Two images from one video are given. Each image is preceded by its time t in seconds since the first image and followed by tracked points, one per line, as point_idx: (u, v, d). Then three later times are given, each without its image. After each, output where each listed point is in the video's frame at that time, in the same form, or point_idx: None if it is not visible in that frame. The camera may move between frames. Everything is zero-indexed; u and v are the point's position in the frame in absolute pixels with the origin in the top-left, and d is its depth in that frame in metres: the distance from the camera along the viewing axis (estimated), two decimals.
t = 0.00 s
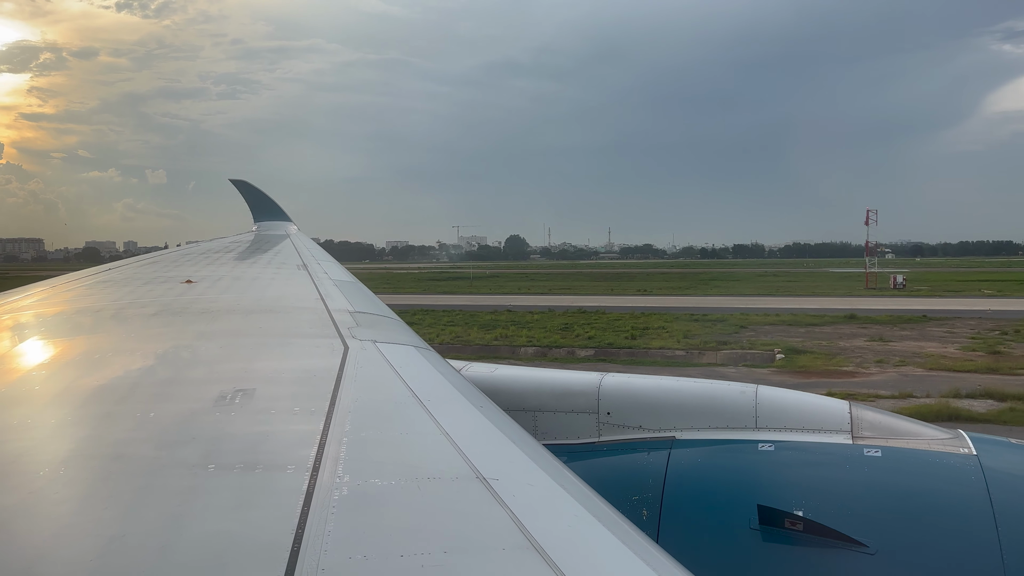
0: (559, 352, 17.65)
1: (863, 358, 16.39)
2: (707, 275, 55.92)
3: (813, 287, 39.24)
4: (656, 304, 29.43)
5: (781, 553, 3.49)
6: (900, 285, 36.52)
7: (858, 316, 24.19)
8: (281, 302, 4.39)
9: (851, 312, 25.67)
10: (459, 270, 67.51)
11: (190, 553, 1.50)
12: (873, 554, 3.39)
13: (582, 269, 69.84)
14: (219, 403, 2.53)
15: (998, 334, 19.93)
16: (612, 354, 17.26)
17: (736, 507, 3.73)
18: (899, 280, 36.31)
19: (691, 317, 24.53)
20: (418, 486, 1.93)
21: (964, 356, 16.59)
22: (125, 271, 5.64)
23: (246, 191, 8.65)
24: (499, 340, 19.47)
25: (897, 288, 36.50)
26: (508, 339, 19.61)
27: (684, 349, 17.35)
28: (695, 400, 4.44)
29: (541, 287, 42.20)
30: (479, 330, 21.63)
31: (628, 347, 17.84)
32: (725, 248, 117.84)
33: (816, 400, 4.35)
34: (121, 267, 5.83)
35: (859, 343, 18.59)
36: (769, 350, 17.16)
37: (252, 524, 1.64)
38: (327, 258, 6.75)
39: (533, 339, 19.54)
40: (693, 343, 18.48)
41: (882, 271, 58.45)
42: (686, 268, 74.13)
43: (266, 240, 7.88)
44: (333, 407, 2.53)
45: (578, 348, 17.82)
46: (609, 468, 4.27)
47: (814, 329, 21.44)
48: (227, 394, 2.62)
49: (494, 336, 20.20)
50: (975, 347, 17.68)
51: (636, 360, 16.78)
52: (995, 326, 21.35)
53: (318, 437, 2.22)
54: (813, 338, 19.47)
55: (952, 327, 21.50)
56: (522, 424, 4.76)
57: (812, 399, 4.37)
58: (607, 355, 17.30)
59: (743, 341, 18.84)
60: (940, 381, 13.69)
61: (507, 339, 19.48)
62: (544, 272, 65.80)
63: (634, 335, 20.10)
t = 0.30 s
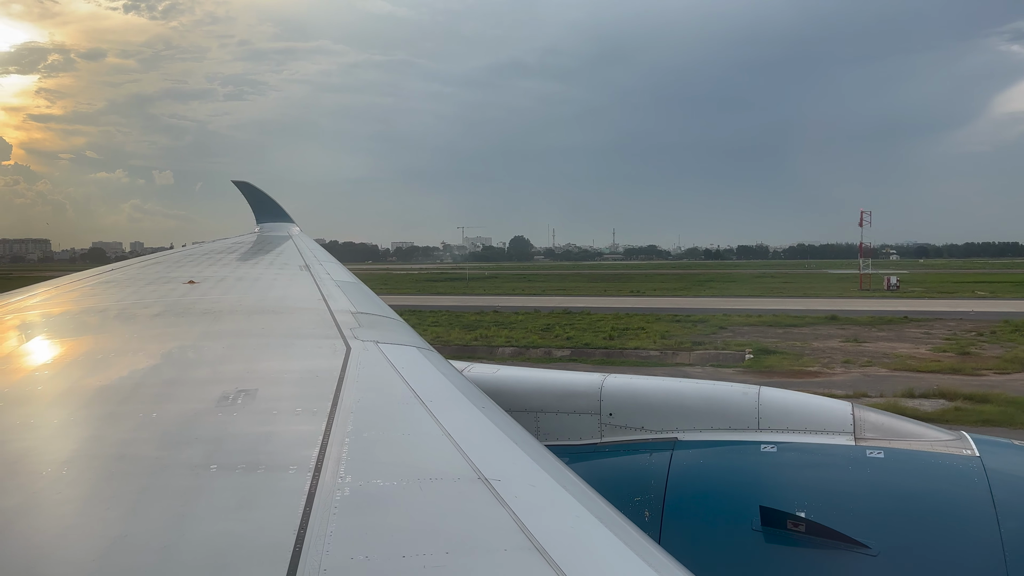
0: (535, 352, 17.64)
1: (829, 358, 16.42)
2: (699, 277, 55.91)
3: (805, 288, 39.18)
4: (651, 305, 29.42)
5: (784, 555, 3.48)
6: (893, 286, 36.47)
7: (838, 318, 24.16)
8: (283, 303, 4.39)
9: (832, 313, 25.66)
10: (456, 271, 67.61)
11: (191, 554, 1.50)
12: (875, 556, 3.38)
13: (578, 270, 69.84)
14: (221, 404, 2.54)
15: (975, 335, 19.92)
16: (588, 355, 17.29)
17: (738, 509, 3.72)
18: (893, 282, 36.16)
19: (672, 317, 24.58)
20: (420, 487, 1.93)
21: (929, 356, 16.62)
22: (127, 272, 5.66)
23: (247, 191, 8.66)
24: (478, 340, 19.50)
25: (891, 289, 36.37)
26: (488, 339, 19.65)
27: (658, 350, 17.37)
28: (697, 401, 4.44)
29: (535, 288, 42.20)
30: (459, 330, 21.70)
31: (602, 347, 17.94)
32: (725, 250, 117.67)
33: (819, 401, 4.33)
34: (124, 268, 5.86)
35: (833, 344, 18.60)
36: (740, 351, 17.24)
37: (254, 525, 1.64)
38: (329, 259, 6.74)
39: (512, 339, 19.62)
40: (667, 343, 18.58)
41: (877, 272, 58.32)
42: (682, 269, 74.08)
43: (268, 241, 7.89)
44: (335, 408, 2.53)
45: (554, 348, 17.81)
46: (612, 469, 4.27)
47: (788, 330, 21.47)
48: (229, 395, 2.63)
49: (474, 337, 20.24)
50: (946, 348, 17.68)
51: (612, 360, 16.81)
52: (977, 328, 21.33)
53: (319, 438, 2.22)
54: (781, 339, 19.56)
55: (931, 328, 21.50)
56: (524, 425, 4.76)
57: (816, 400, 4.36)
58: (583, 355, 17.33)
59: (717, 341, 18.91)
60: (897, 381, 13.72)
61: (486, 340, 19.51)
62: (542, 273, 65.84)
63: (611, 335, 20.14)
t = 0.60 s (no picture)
0: (512, 352, 17.67)
1: (796, 358, 16.45)
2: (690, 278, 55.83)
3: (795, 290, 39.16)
4: (644, 306, 29.43)
5: (787, 557, 3.46)
6: (887, 289, 36.32)
7: (820, 319, 24.17)
8: (286, 304, 4.40)
9: (813, 314, 25.69)
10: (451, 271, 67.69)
11: (193, 556, 1.50)
12: (878, 558, 3.36)
13: (573, 271, 69.86)
14: (224, 404, 2.54)
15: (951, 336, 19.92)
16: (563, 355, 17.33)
17: (741, 511, 3.71)
18: (885, 284, 35.95)
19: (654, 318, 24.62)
20: (421, 488, 1.92)
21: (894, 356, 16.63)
22: (130, 273, 5.67)
23: (249, 192, 8.69)
24: (456, 340, 19.53)
25: (882, 291, 36.25)
26: (468, 339, 19.70)
27: (632, 351, 17.41)
28: (699, 403, 4.43)
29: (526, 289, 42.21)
30: (439, 330, 21.80)
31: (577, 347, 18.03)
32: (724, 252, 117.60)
33: (821, 403, 4.32)
34: (127, 268, 5.89)
35: (807, 345, 18.50)
36: (709, 351, 17.32)
37: (256, 526, 1.65)
38: (331, 260, 6.74)
39: (491, 339, 19.71)
40: (642, 343, 18.72)
41: (869, 274, 58.17)
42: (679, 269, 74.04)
43: (270, 241, 7.88)
44: (336, 409, 2.53)
45: (531, 349, 17.84)
46: (614, 471, 4.26)
47: (764, 330, 21.49)
48: (232, 396, 2.63)
49: (454, 337, 20.30)
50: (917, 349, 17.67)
51: (587, 360, 16.84)
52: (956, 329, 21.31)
53: (321, 439, 2.22)
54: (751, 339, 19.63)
55: (908, 328, 21.49)
56: (526, 426, 4.76)
57: (818, 402, 4.35)
58: (559, 355, 17.36)
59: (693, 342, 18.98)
60: (856, 380, 13.73)
61: (465, 340, 19.57)
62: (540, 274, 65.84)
63: (589, 336, 20.18)
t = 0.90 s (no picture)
0: (489, 352, 17.78)
1: (764, 358, 16.63)
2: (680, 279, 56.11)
3: (786, 291, 39.29)
4: (638, 307, 29.56)
5: (789, 559, 3.45)
6: (879, 289, 36.30)
7: (801, 320, 24.27)
8: (288, 305, 4.40)
9: (793, 315, 25.82)
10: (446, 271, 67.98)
11: (193, 558, 1.50)
12: (881, 560, 3.35)
13: (567, 273, 70.19)
14: (226, 405, 2.55)
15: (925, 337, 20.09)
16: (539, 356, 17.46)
17: (743, 512, 3.70)
18: (877, 286, 36.03)
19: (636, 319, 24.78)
20: (424, 489, 1.93)
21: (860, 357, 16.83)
22: (133, 273, 5.69)
23: (252, 194, 8.71)
24: (436, 340, 19.65)
25: (874, 292, 36.34)
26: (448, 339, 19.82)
27: (607, 351, 17.56)
28: (702, 404, 4.42)
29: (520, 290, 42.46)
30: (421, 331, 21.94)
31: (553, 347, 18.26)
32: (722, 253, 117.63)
33: (823, 404, 4.31)
34: (130, 269, 5.91)
35: (782, 347, 18.46)
36: (678, 351, 17.55)
37: (258, 527, 1.65)
38: (334, 261, 6.75)
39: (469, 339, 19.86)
40: (617, 343, 19.02)
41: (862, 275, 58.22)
42: (674, 270, 74.23)
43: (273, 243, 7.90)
44: (339, 410, 2.53)
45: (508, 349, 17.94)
46: (616, 472, 4.26)
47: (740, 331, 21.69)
48: (234, 397, 2.64)
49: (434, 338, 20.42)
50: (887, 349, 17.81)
51: (562, 360, 16.98)
52: (934, 330, 21.46)
53: (324, 441, 2.23)
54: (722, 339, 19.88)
55: (884, 330, 21.66)
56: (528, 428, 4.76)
57: (820, 403, 4.34)
58: (535, 355, 17.49)
59: (668, 342, 19.17)
60: (815, 380, 13.89)
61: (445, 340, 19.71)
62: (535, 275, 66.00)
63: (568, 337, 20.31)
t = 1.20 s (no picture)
0: (466, 353, 18.00)
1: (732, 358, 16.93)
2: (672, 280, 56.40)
3: (777, 292, 39.42)
4: (630, 309, 29.72)
5: (791, 561, 3.44)
6: (871, 291, 36.37)
7: (780, 321, 24.49)
8: (291, 306, 4.41)
9: (772, 316, 26.09)
10: (441, 272, 68.34)
11: (194, 559, 1.50)
12: (883, 562, 3.34)
13: (561, 275, 70.62)
14: (228, 407, 2.55)
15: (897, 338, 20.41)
16: (516, 356, 17.71)
17: (745, 515, 3.69)
18: (870, 287, 36.15)
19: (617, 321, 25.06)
20: (426, 491, 1.93)
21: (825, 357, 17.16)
22: (135, 274, 5.71)
23: (255, 195, 8.73)
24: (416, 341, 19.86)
25: (867, 294, 36.43)
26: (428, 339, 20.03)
27: (581, 352, 17.87)
28: (703, 406, 4.42)
29: (511, 291, 42.84)
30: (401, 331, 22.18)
31: (529, 347, 18.63)
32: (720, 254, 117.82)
33: (825, 406, 4.30)
34: (133, 270, 5.93)
35: (756, 347, 18.81)
36: (646, 352, 17.92)
37: (259, 528, 1.65)
38: (336, 263, 6.75)
39: (448, 339, 20.10)
40: (593, 343, 19.43)
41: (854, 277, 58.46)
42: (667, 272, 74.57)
43: (276, 244, 7.92)
44: (341, 411, 2.53)
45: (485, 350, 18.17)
46: (619, 474, 4.25)
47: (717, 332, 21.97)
48: (236, 398, 2.64)
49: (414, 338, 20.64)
50: (858, 351, 18.07)
51: (538, 360, 17.23)
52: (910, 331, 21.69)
53: (325, 442, 2.23)
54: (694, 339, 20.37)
55: (861, 331, 21.89)
56: (530, 429, 4.76)
57: (822, 406, 4.33)
58: (511, 356, 17.74)
59: (642, 343, 19.49)
60: (776, 380, 14.20)
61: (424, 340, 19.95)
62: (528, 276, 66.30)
63: (547, 337, 20.57)
